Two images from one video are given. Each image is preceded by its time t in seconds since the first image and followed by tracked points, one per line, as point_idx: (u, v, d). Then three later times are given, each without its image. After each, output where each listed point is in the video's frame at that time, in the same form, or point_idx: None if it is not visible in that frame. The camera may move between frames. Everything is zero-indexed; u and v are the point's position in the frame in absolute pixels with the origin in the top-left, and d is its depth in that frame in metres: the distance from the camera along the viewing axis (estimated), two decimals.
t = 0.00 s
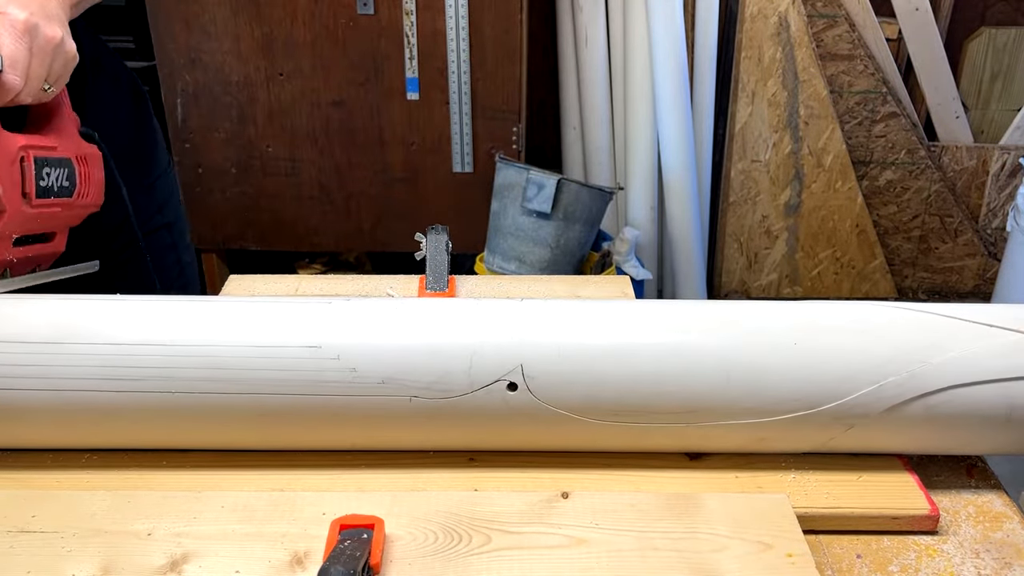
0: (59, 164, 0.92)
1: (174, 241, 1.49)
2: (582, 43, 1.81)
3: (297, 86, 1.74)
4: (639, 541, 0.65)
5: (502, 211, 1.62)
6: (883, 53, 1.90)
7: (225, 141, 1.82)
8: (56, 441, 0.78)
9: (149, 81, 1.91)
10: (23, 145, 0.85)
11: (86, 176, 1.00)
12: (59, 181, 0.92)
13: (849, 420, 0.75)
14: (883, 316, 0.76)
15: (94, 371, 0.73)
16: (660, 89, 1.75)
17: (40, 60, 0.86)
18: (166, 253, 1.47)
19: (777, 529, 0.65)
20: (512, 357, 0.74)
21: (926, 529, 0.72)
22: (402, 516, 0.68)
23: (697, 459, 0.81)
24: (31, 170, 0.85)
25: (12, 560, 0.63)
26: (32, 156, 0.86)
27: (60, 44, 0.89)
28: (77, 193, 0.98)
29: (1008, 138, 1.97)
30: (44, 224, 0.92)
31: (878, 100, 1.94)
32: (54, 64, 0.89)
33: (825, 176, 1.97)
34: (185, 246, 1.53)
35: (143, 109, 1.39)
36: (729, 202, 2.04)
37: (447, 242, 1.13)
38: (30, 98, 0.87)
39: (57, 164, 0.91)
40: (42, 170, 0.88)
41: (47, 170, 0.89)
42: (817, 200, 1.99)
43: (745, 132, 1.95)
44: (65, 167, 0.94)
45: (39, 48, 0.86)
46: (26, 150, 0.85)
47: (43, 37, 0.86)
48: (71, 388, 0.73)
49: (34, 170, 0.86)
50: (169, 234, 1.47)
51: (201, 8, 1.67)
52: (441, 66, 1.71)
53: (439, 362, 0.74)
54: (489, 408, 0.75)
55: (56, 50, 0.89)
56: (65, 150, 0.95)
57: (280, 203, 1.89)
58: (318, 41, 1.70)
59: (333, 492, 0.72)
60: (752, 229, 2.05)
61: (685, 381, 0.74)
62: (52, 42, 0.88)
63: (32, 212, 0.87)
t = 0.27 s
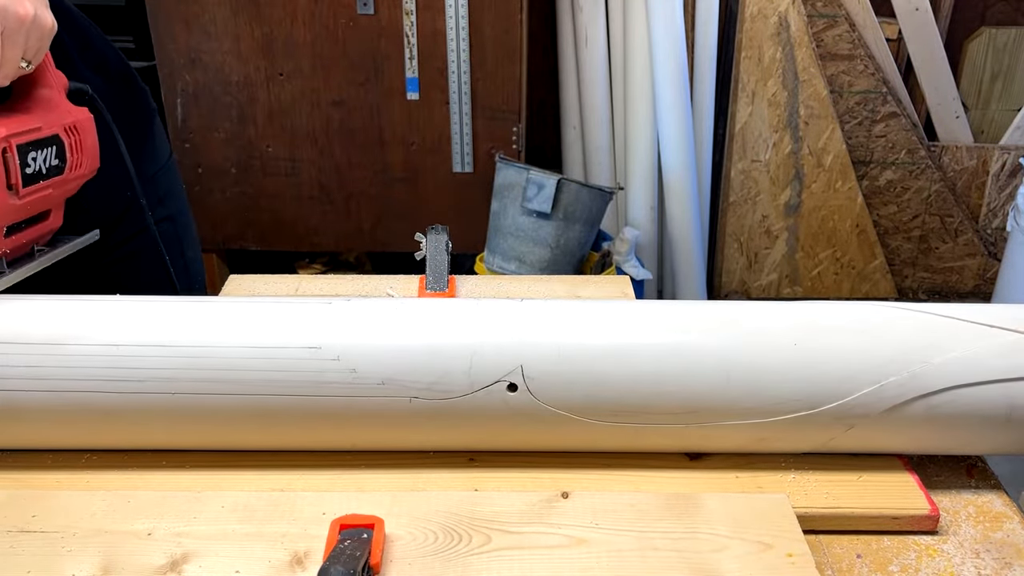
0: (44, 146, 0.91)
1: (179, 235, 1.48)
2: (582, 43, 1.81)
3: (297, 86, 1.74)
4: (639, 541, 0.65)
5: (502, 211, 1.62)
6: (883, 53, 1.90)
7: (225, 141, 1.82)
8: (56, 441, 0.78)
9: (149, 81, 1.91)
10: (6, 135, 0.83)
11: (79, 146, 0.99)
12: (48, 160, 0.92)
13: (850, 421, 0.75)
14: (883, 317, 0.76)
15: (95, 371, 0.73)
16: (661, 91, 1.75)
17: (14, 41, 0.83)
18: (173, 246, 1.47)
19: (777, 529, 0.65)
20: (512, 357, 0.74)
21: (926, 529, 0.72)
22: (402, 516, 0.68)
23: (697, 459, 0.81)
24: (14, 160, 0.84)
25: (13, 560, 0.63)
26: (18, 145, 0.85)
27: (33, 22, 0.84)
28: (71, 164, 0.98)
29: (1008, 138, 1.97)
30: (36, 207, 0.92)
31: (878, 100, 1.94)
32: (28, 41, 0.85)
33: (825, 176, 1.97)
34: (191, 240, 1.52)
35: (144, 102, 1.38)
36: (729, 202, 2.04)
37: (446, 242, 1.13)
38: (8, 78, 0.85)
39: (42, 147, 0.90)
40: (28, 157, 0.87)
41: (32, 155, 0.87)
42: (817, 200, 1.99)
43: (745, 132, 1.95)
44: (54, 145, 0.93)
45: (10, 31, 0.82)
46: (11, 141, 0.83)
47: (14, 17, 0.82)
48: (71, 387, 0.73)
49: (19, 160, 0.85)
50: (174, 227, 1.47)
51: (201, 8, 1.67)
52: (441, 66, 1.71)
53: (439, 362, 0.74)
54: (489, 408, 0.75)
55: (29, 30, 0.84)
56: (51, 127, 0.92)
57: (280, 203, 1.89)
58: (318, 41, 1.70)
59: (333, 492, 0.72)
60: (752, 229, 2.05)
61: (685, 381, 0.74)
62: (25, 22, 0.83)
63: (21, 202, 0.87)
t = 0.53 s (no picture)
0: (43, 144, 0.90)
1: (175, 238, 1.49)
2: (582, 43, 1.81)
3: (297, 86, 1.74)
4: (639, 541, 0.65)
5: (502, 211, 1.62)
6: (883, 53, 1.90)
7: (225, 140, 1.82)
8: (56, 441, 0.78)
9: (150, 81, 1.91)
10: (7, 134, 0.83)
11: (77, 146, 0.99)
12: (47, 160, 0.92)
13: (850, 421, 0.75)
14: (883, 317, 0.76)
15: (95, 371, 0.73)
16: (660, 92, 1.75)
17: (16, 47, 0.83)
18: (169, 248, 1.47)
19: (777, 529, 0.65)
20: (512, 358, 0.74)
21: (926, 529, 0.72)
22: (402, 516, 0.68)
23: (697, 459, 0.81)
24: (15, 159, 0.84)
25: (13, 560, 0.63)
26: (18, 144, 0.85)
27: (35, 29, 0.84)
28: (69, 162, 0.97)
29: (1008, 138, 1.97)
30: (35, 205, 0.92)
31: (878, 100, 1.94)
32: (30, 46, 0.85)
33: (825, 176, 1.97)
34: (188, 241, 1.53)
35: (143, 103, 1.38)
36: (729, 202, 2.04)
37: (446, 242, 1.13)
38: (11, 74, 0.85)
39: (40, 144, 0.89)
40: (28, 156, 0.87)
41: (31, 154, 0.87)
42: (817, 200, 1.99)
43: (745, 133, 1.95)
44: (53, 145, 0.93)
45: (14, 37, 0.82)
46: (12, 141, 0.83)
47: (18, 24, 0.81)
48: (71, 388, 0.73)
49: (19, 159, 0.85)
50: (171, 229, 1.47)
51: (201, 8, 1.67)
52: (441, 66, 1.71)
53: (439, 362, 0.74)
54: (489, 408, 0.75)
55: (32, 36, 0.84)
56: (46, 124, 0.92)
57: (280, 203, 1.89)
58: (318, 41, 1.70)
59: (333, 492, 0.72)
60: (752, 229, 2.05)
61: (685, 381, 0.74)
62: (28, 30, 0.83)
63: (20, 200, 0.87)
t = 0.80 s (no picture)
0: (73, 189, 0.94)
1: (162, 255, 1.48)
2: (582, 43, 1.81)
3: (297, 86, 1.74)
4: (639, 541, 0.65)
5: (502, 211, 1.62)
6: (883, 53, 1.90)
7: (225, 140, 1.82)
8: (57, 441, 0.78)
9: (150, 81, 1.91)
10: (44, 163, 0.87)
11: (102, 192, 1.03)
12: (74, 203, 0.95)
13: (850, 420, 0.75)
14: (883, 316, 0.76)
15: (95, 371, 0.73)
16: (660, 92, 1.75)
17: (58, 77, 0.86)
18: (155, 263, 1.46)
19: (778, 529, 0.65)
20: (513, 358, 0.74)
21: (926, 529, 0.72)
22: (402, 516, 0.67)
23: (697, 459, 0.81)
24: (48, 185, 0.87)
25: (13, 560, 0.63)
26: (52, 174, 0.89)
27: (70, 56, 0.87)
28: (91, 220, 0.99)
29: (1008, 138, 1.97)
30: (55, 243, 0.93)
31: (878, 100, 1.94)
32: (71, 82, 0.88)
33: (825, 176, 1.97)
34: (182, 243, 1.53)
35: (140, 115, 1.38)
36: (729, 202, 2.04)
37: (446, 242, 1.13)
38: (56, 123, 0.88)
39: (73, 188, 0.94)
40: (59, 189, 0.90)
41: (61, 190, 0.91)
42: (817, 200, 1.99)
43: (745, 133, 1.95)
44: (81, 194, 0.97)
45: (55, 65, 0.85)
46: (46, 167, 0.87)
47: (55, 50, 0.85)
48: (72, 387, 0.73)
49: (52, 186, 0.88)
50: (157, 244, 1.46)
51: (201, 8, 1.67)
52: (441, 66, 1.71)
53: (440, 362, 0.74)
54: (489, 408, 0.75)
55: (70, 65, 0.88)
56: (79, 177, 0.98)
57: (280, 204, 1.89)
58: (318, 41, 1.70)
59: (333, 492, 0.72)
60: (752, 229, 2.05)
61: (686, 381, 0.74)
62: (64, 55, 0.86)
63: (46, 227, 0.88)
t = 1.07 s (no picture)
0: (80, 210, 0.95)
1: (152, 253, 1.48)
2: (582, 43, 1.81)
3: (297, 86, 1.74)
4: (639, 540, 0.65)
5: (502, 211, 1.62)
6: (883, 53, 1.90)
7: (225, 140, 1.82)
8: (57, 440, 0.78)
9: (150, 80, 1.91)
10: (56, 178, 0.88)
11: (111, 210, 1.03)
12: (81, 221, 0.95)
13: (850, 420, 0.75)
14: (882, 316, 0.76)
15: (96, 370, 0.73)
16: (660, 93, 1.75)
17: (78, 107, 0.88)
18: (140, 264, 1.45)
19: (777, 528, 0.65)
20: (513, 357, 0.74)
21: (926, 529, 0.72)
22: (402, 516, 0.68)
23: (697, 458, 0.81)
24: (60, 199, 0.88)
25: (13, 560, 0.63)
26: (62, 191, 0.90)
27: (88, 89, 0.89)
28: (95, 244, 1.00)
29: (1008, 138, 1.97)
30: (64, 261, 0.92)
31: (878, 100, 1.94)
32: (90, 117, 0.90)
33: (825, 176, 1.97)
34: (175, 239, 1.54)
35: (133, 117, 1.39)
36: (729, 202, 2.04)
37: (446, 242, 1.13)
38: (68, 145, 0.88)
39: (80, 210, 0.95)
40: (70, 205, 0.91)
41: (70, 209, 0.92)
42: (817, 200, 1.99)
43: (745, 133, 1.95)
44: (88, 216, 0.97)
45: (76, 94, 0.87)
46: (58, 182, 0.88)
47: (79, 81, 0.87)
48: (72, 387, 0.73)
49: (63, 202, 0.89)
50: (145, 245, 1.46)
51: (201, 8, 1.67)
52: (441, 66, 1.71)
53: (440, 362, 0.74)
54: (490, 408, 0.75)
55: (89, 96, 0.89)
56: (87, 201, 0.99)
57: (280, 204, 1.89)
58: (318, 41, 1.70)
59: (333, 491, 0.72)
60: (752, 229, 2.05)
61: (685, 381, 0.74)
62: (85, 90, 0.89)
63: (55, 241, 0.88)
